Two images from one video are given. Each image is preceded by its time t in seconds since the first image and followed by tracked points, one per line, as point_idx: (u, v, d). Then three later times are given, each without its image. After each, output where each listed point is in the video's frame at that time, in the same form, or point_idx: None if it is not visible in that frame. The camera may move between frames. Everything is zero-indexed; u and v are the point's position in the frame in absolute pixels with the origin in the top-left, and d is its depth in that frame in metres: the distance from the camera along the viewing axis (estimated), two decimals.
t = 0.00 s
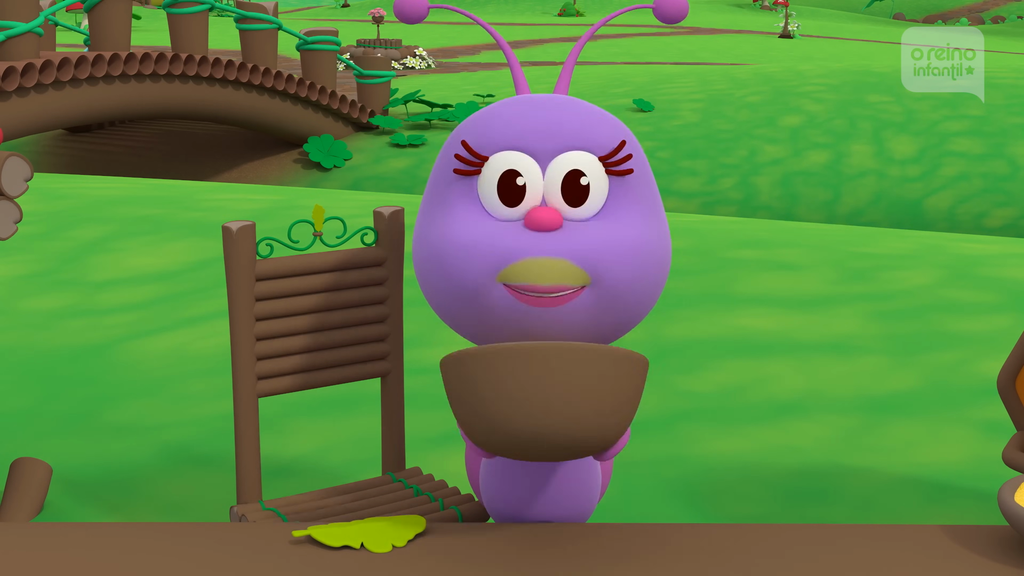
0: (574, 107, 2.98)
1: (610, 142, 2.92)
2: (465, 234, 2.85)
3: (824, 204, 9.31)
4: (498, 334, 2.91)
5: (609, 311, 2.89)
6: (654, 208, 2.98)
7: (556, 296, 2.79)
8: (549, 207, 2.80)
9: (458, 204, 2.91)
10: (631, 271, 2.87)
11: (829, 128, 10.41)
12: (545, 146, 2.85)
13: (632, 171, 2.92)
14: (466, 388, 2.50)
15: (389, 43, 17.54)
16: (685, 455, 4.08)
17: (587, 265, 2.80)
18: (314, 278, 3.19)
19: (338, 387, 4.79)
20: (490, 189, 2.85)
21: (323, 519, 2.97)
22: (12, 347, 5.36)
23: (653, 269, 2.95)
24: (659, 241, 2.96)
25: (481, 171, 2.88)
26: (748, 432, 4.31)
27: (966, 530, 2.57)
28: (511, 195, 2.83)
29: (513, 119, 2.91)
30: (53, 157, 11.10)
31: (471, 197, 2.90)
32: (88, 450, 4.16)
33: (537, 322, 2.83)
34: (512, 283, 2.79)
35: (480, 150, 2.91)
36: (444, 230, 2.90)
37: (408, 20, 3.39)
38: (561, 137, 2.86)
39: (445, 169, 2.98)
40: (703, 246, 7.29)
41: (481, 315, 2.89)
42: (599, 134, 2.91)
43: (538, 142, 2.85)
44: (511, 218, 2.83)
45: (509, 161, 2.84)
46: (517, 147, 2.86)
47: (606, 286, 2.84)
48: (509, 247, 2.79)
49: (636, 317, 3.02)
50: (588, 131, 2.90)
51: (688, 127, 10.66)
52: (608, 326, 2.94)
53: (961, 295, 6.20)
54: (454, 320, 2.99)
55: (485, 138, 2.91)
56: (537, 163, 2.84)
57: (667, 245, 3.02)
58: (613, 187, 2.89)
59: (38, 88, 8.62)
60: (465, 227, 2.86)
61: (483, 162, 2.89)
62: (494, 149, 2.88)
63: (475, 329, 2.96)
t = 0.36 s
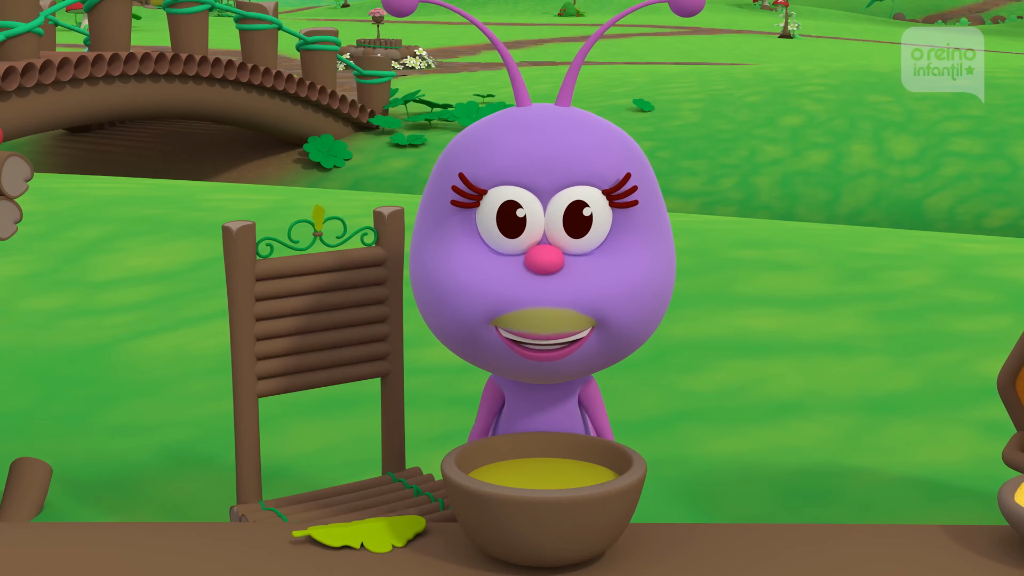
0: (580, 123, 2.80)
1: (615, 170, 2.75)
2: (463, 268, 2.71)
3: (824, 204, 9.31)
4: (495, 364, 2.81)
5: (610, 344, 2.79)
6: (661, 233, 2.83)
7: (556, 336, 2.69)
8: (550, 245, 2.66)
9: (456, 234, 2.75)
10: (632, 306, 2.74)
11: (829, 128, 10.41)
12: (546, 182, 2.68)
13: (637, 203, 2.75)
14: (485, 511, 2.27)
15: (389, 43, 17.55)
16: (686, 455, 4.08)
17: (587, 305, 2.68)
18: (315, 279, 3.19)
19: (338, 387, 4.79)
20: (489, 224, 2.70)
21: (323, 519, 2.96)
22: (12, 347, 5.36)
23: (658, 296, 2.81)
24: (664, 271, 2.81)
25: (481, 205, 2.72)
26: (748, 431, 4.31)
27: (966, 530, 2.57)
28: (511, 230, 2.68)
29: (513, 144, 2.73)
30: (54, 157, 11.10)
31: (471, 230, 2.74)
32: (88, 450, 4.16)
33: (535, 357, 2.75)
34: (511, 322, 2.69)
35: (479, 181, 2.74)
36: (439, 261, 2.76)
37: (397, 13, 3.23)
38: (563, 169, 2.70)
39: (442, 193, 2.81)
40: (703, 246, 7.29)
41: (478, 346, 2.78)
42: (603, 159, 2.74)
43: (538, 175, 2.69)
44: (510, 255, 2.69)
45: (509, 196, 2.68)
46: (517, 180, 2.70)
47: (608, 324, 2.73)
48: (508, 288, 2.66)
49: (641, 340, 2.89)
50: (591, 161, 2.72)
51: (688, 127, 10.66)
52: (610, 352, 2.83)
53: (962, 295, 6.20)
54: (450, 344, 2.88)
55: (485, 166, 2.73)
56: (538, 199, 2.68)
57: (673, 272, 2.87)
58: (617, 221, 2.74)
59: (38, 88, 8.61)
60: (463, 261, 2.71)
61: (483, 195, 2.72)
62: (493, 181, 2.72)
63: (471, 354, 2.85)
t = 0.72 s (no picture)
0: (577, 113, 2.82)
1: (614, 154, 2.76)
2: (463, 250, 2.72)
3: (824, 204, 9.31)
4: (496, 351, 2.79)
5: (610, 328, 2.77)
6: (660, 218, 2.84)
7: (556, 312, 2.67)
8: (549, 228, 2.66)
9: (456, 221, 2.76)
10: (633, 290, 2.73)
11: (829, 128, 10.41)
12: (545, 160, 2.71)
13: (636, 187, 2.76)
14: (486, 512, 2.27)
15: (389, 43, 17.55)
16: (686, 455, 4.08)
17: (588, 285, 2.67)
18: (315, 278, 3.19)
19: (337, 387, 4.78)
20: (490, 208, 2.71)
21: (323, 519, 2.96)
22: (12, 347, 5.36)
23: (658, 283, 2.81)
24: (664, 259, 2.82)
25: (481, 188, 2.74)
26: (748, 431, 4.31)
27: (965, 530, 2.57)
28: (511, 213, 2.69)
29: (514, 128, 2.77)
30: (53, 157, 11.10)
31: (471, 213, 2.76)
32: (87, 450, 4.16)
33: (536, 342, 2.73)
34: (513, 298, 2.67)
35: (477, 165, 2.75)
36: (440, 250, 2.76)
37: (400, 21, 3.24)
38: (561, 152, 2.71)
39: (444, 181, 2.83)
40: (703, 246, 7.29)
41: (479, 334, 2.77)
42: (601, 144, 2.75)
43: (538, 155, 2.71)
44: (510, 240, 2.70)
45: (509, 178, 2.70)
46: (516, 163, 2.71)
47: (610, 308, 2.72)
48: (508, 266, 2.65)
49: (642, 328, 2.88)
50: (591, 143, 2.73)
51: (688, 127, 10.66)
52: (610, 341, 2.81)
53: (962, 295, 6.20)
54: (452, 336, 2.87)
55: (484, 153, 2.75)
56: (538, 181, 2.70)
57: (673, 260, 2.88)
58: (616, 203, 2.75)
59: (38, 88, 8.61)
60: (464, 250, 2.72)
61: (483, 178, 2.74)
62: (492, 163, 2.74)
63: (472, 344, 2.84)
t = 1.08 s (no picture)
0: (579, 114, 2.81)
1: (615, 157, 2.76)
2: (463, 252, 2.72)
3: (824, 204, 9.31)
4: (496, 354, 2.79)
5: (609, 332, 2.77)
6: (659, 220, 2.84)
7: (555, 317, 2.67)
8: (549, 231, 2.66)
9: (457, 223, 2.76)
10: (632, 294, 2.74)
11: (829, 128, 10.41)
12: (546, 163, 2.70)
13: (636, 190, 2.76)
14: (485, 512, 2.27)
15: (389, 43, 17.55)
16: (686, 455, 4.08)
17: (588, 290, 2.67)
18: (315, 278, 3.19)
19: (337, 387, 4.79)
20: (490, 211, 2.70)
21: (323, 519, 2.97)
22: (12, 347, 5.36)
23: (658, 286, 2.81)
24: (664, 261, 2.82)
25: (481, 191, 2.73)
26: (748, 432, 4.31)
27: (965, 530, 2.57)
28: (511, 217, 2.69)
29: (513, 130, 2.76)
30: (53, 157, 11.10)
31: (471, 215, 2.75)
32: (87, 450, 4.16)
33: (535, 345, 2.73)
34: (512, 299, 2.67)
35: (477, 166, 2.74)
36: (440, 251, 2.77)
37: (400, 11, 3.22)
38: (562, 154, 2.70)
39: (444, 182, 2.82)
40: (703, 246, 7.29)
41: (479, 336, 2.77)
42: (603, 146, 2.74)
43: (539, 158, 2.70)
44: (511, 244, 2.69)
45: (509, 181, 2.69)
46: (517, 164, 2.70)
47: (609, 311, 2.72)
48: (508, 272, 2.66)
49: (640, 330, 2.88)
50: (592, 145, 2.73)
51: (688, 127, 10.66)
52: (610, 343, 2.81)
53: (962, 295, 6.20)
54: (451, 336, 2.87)
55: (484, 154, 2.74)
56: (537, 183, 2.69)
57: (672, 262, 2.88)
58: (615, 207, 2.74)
59: (38, 88, 8.61)
60: (465, 251, 2.72)
61: (483, 181, 2.73)
62: (492, 166, 2.72)
63: (471, 346, 2.84)
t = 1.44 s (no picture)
0: (579, 120, 2.82)
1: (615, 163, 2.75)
2: (463, 258, 2.73)
3: (824, 204, 9.31)
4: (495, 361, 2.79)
5: (609, 339, 2.76)
6: (659, 227, 2.83)
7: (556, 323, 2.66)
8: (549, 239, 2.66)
9: (457, 230, 2.77)
10: (632, 301, 2.73)
11: (829, 128, 10.41)
12: (545, 170, 2.69)
13: (636, 197, 2.75)
14: (484, 510, 2.27)
15: (389, 43, 17.54)
16: (686, 455, 4.08)
17: (588, 299, 2.67)
18: (315, 278, 3.19)
19: (337, 387, 4.79)
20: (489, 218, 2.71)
21: (323, 519, 2.97)
22: (12, 347, 5.36)
23: (657, 294, 2.80)
24: (664, 267, 2.82)
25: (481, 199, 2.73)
26: (748, 431, 4.31)
27: (965, 530, 2.57)
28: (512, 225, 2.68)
29: (512, 138, 2.75)
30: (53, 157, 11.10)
31: (471, 222, 2.76)
32: (87, 450, 4.16)
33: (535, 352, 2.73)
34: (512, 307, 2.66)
35: (477, 174, 2.74)
36: (440, 257, 2.77)
37: (398, 12, 3.21)
38: (562, 161, 2.70)
39: (444, 188, 2.83)
40: (703, 246, 7.28)
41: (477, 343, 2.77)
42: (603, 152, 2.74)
43: (538, 166, 2.70)
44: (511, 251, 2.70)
45: (508, 188, 2.69)
46: (518, 171, 2.70)
47: (608, 320, 2.72)
48: (507, 282, 2.66)
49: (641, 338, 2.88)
50: (592, 152, 2.73)
51: (688, 127, 10.66)
52: (610, 351, 2.81)
53: (962, 295, 6.20)
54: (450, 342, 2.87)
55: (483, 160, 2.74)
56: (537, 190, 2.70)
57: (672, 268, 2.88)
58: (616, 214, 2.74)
59: (38, 88, 8.61)
60: (465, 257, 2.73)
61: (482, 188, 2.73)
62: (491, 174, 2.72)
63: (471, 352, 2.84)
